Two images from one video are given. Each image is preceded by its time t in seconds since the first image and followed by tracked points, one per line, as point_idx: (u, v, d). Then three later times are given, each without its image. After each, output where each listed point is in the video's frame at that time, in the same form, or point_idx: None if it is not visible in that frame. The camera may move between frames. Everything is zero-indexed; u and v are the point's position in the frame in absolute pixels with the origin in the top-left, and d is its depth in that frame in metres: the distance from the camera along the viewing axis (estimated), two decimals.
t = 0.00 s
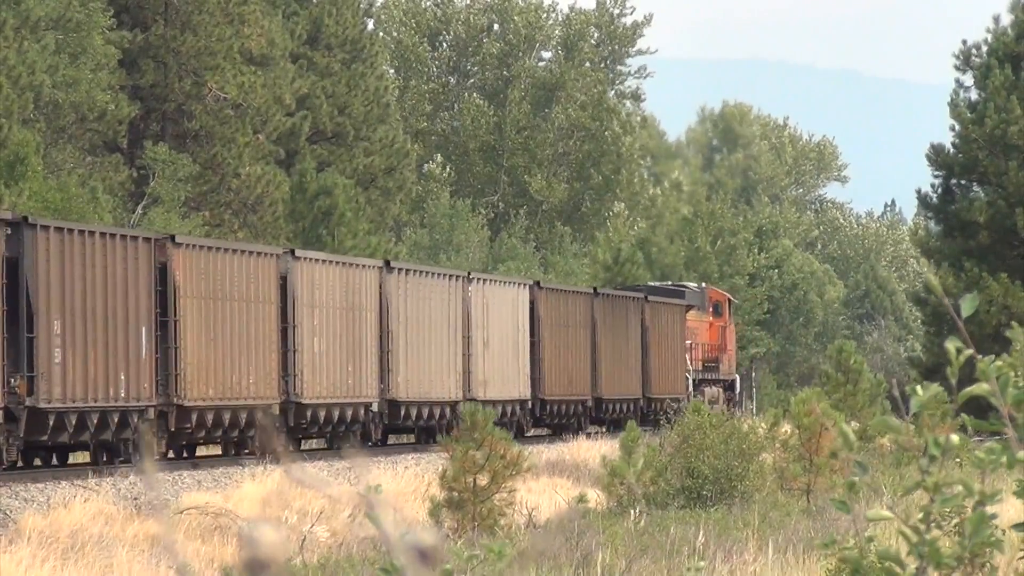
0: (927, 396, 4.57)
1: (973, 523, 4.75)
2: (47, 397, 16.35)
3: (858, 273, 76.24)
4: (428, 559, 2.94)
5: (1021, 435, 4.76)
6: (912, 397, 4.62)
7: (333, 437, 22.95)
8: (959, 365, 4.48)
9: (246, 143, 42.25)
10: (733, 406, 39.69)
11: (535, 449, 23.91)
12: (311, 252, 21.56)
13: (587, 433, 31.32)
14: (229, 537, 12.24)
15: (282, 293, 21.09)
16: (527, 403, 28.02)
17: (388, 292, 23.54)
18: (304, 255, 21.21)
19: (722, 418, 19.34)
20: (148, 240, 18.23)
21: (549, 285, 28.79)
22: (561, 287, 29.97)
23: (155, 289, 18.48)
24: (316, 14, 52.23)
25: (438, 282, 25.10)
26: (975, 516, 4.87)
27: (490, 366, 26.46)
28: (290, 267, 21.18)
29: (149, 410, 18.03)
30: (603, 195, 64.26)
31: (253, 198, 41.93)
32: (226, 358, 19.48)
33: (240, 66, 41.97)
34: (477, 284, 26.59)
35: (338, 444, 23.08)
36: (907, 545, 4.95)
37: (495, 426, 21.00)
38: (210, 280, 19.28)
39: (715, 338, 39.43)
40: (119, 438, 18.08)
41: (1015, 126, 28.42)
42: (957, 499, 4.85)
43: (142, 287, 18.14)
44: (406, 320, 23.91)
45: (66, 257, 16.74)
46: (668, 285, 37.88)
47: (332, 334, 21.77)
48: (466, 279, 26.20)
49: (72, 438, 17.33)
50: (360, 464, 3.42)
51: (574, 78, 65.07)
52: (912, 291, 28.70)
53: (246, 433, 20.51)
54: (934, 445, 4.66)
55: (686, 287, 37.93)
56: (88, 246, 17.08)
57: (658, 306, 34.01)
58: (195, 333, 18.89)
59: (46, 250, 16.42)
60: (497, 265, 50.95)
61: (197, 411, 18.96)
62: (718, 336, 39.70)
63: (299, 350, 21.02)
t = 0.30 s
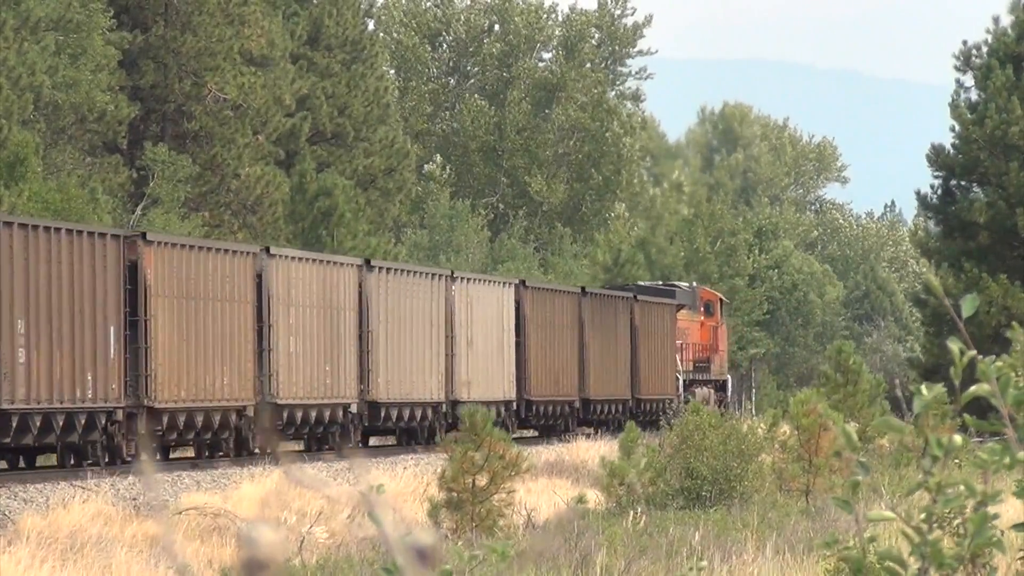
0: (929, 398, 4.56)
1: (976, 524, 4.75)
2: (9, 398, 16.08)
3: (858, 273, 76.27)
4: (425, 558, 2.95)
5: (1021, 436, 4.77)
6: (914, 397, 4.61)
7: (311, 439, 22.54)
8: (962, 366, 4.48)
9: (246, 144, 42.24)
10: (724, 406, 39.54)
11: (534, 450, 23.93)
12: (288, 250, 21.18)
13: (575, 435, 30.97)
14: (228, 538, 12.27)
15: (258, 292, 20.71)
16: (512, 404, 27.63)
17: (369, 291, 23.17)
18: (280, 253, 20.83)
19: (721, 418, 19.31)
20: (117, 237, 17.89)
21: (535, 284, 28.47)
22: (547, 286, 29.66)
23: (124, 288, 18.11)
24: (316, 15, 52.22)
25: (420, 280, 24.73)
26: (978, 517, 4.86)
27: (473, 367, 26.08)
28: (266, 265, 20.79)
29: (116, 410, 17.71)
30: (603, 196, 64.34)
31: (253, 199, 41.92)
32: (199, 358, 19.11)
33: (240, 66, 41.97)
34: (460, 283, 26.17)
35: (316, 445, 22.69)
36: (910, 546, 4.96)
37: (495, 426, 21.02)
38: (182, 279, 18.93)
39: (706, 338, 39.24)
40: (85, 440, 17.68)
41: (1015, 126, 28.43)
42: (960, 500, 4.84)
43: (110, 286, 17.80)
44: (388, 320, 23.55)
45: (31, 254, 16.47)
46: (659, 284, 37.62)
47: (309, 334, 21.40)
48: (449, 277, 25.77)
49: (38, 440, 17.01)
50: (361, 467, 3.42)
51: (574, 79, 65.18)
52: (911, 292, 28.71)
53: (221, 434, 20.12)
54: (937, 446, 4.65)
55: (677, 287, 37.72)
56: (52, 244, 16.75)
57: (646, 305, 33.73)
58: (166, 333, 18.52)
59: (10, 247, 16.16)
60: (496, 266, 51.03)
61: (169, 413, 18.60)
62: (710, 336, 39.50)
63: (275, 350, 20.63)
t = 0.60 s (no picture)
0: (929, 399, 4.56)
1: (977, 522, 4.75)
2: None
3: (857, 273, 76.33)
4: (420, 562, 2.92)
5: (1019, 435, 4.76)
6: (914, 398, 4.62)
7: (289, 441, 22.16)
8: (961, 366, 4.48)
9: (246, 144, 42.24)
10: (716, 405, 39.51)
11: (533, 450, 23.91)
12: (264, 249, 20.88)
13: (563, 436, 30.65)
14: (229, 538, 12.27)
15: (234, 290, 20.41)
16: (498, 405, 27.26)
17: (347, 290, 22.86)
18: (255, 251, 20.53)
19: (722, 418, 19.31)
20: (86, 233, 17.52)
21: (521, 282, 28.14)
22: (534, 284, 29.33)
23: (94, 285, 17.76)
24: (316, 15, 52.13)
25: (401, 279, 24.38)
26: (976, 517, 4.86)
27: (456, 367, 25.73)
28: (242, 264, 20.49)
29: (85, 412, 17.36)
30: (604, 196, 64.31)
31: (253, 199, 41.92)
32: (171, 358, 18.77)
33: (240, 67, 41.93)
34: (444, 281, 25.90)
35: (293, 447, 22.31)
36: (909, 544, 4.97)
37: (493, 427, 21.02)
38: (155, 277, 18.59)
39: (698, 337, 39.19)
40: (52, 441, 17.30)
41: (1015, 126, 28.44)
42: (960, 500, 4.84)
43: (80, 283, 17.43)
44: (367, 319, 23.22)
45: None
46: (650, 284, 37.53)
47: (285, 333, 21.09)
48: (432, 275, 25.49)
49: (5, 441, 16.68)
50: (357, 471, 3.42)
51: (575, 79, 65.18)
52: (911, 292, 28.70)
53: (195, 435, 19.77)
54: (939, 445, 4.65)
55: (668, 286, 37.59)
56: (20, 240, 16.42)
57: (635, 305, 33.46)
58: (138, 332, 18.18)
59: None
60: (496, 266, 51.03)
61: (141, 413, 18.28)
62: (701, 335, 39.43)
63: (250, 350, 20.32)
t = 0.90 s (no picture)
0: (931, 398, 4.56)
1: (980, 523, 4.75)
2: None
3: (857, 273, 76.35)
4: (421, 558, 2.89)
5: (1020, 434, 4.76)
6: (915, 399, 4.62)
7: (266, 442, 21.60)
8: (964, 365, 4.47)
9: (246, 144, 42.26)
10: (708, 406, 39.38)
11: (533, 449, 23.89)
12: (239, 245, 20.34)
13: (549, 436, 30.31)
14: (228, 538, 12.25)
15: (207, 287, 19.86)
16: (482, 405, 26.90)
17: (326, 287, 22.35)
18: (229, 247, 19.98)
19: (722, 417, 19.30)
20: (50, 228, 16.92)
21: (507, 281, 27.77)
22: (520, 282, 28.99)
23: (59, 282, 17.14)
24: (316, 14, 52.08)
25: (382, 277, 23.88)
26: (979, 515, 4.85)
27: (440, 366, 25.25)
28: (215, 261, 19.94)
29: (49, 411, 16.74)
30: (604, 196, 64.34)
31: (253, 199, 41.93)
32: (141, 356, 18.18)
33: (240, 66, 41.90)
34: (426, 279, 25.31)
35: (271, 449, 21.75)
36: (913, 543, 4.95)
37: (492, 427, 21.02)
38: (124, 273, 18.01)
39: (689, 336, 39.04)
40: (18, 443, 16.72)
41: (1015, 126, 28.41)
42: (962, 500, 4.83)
43: (45, 279, 16.82)
44: (347, 318, 22.71)
45: None
46: (641, 281, 37.14)
47: (262, 332, 20.56)
48: (414, 273, 24.90)
49: None
50: (357, 469, 3.42)
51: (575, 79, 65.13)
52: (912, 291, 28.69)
53: (167, 436, 19.18)
54: (943, 444, 4.64)
55: (659, 284, 37.41)
56: None
57: (622, 304, 33.18)
58: (106, 329, 17.59)
59: None
60: (496, 265, 51.05)
61: (108, 413, 17.68)
62: (692, 334, 39.25)
63: (225, 349, 19.77)
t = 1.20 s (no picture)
0: (932, 399, 4.57)
1: (981, 526, 4.75)
2: None
3: (857, 273, 76.40)
4: (421, 560, 2.90)
5: (1022, 436, 4.77)
6: (916, 402, 4.63)
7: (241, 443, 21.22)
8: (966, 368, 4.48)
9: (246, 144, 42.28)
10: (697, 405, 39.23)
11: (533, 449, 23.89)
12: (214, 242, 19.86)
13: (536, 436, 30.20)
14: (228, 538, 12.24)
15: (180, 285, 19.34)
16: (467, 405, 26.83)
17: (304, 285, 21.98)
18: (203, 244, 19.48)
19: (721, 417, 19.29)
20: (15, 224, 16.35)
21: (492, 278, 27.67)
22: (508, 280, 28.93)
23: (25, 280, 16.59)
24: (316, 14, 52.09)
25: (363, 275, 23.54)
26: (980, 518, 4.85)
27: (421, 365, 24.95)
28: (188, 257, 19.43)
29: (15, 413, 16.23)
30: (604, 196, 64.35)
31: (253, 199, 41.96)
32: (109, 356, 17.67)
33: (241, 66, 41.87)
34: (408, 277, 25.03)
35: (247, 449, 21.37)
36: (914, 544, 4.94)
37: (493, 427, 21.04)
38: (93, 270, 17.48)
39: (681, 335, 38.90)
40: None
41: (1015, 126, 28.40)
42: (964, 502, 4.82)
43: (10, 278, 16.26)
44: (327, 316, 22.35)
45: None
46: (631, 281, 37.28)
47: (237, 330, 20.11)
48: (396, 272, 24.59)
49: None
50: (357, 470, 3.44)
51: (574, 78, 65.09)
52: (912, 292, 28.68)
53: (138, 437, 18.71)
54: (943, 446, 4.65)
55: (649, 282, 37.38)
56: None
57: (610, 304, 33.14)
58: (74, 329, 17.06)
59: None
60: (495, 265, 51.06)
61: (75, 415, 17.18)
62: (683, 334, 39.08)
63: (199, 349, 19.30)
